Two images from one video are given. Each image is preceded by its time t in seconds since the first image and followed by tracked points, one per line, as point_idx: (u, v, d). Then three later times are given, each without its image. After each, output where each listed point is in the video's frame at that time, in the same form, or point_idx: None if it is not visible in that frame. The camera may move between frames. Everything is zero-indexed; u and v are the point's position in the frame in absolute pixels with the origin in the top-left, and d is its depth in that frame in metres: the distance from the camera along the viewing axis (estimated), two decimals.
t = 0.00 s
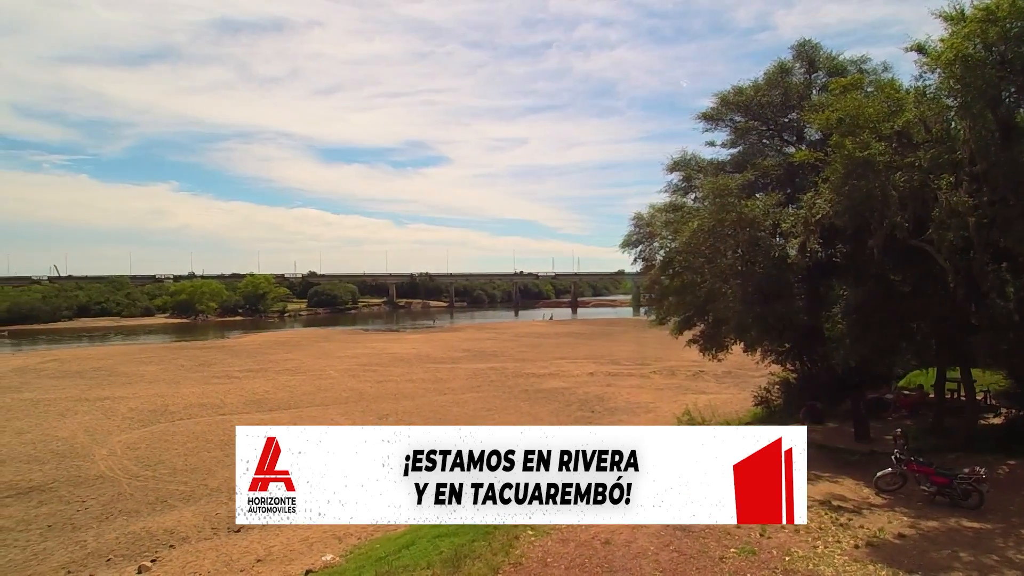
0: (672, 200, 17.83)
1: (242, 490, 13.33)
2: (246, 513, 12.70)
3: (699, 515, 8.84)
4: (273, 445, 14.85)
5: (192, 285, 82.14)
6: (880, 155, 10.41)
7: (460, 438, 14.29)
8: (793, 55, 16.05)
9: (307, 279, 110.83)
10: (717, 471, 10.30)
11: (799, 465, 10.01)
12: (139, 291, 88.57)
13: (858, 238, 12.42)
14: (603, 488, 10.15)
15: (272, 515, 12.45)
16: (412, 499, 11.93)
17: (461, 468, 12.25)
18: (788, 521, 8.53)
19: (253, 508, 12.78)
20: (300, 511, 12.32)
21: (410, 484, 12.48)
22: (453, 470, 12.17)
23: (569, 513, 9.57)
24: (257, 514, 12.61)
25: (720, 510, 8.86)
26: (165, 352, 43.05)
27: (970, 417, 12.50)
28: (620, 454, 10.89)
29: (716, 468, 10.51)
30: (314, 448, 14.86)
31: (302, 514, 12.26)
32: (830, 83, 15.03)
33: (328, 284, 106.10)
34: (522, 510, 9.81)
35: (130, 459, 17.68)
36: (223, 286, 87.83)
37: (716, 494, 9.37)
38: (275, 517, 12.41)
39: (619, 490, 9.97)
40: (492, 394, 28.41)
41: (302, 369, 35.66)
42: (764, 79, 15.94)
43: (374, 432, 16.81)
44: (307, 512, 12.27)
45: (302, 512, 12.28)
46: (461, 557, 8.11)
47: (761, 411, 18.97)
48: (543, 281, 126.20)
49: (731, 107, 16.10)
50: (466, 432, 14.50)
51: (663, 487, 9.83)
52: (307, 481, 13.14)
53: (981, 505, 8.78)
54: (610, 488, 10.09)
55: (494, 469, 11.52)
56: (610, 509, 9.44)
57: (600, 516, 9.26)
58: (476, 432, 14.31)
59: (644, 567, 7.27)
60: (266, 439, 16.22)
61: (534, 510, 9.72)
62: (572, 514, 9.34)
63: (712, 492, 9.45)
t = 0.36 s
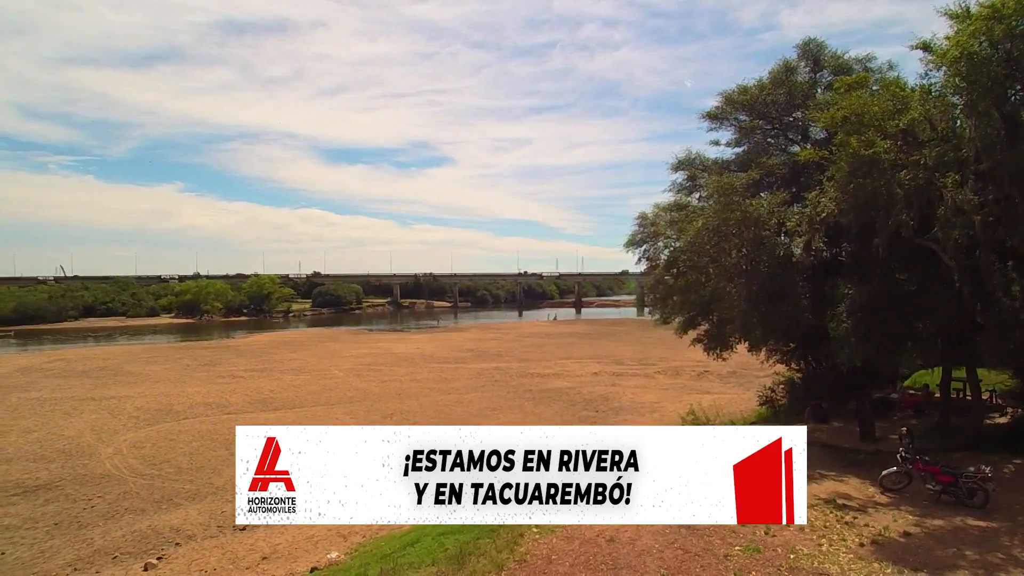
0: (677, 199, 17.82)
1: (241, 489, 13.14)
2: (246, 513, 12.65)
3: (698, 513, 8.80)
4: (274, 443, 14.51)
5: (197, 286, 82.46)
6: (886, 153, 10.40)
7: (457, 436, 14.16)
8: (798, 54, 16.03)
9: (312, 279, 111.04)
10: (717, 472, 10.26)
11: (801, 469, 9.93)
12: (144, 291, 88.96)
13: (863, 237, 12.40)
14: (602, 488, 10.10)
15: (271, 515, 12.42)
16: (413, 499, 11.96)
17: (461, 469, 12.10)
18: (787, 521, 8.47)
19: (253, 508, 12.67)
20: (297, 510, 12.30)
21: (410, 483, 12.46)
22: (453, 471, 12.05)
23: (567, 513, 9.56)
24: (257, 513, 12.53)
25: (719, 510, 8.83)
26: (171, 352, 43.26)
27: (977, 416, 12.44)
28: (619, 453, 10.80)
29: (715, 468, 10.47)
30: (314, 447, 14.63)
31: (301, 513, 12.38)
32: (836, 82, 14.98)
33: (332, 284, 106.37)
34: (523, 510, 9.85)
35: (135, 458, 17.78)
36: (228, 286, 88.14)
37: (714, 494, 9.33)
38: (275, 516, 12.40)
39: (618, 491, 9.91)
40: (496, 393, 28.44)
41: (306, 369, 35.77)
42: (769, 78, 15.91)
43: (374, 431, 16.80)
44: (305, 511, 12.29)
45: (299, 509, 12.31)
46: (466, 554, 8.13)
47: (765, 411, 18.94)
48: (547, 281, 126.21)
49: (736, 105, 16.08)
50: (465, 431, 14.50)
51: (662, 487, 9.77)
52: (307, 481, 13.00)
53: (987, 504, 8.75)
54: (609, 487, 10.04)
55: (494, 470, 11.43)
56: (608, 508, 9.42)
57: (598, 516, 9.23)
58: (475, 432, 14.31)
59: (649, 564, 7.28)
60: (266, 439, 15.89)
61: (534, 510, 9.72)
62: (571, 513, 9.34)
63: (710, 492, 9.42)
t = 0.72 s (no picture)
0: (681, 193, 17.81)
1: (240, 490, 13.23)
2: (246, 513, 12.47)
3: (697, 513, 8.58)
4: (275, 443, 14.71)
5: (202, 281, 82.70)
6: (891, 146, 10.37)
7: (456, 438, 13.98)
8: (804, 47, 15.95)
9: (316, 275, 111.22)
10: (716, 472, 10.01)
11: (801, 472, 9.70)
12: (149, 286, 89.31)
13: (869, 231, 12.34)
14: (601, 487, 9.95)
15: (272, 515, 12.21)
16: (412, 499, 11.65)
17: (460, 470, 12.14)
18: (787, 521, 8.21)
19: (253, 508, 12.54)
20: (297, 510, 12.07)
21: (409, 484, 12.22)
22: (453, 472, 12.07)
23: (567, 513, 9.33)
24: (257, 513, 12.37)
25: (720, 509, 8.58)
26: (177, 346, 43.49)
27: (982, 411, 12.42)
28: (618, 454, 10.77)
29: (715, 468, 10.25)
30: (313, 447, 14.59)
31: (300, 513, 12.11)
32: (841, 75, 14.91)
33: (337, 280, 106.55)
34: (523, 510, 9.62)
35: (142, 451, 17.93)
36: (233, 282, 88.39)
37: (715, 493, 9.10)
38: (275, 516, 12.18)
39: (618, 490, 9.76)
40: (500, 388, 28.51)
41: (311, 363, 35.92)
42: (774, 71, 15.84)
43: (374, 431, 16.66)
44: (305, 511, 12.02)
45: (299, 510, 12.06)
46: (470, 545, 8.18)
47: (769, 405, 18.95)
48: (552, 276, 126.16)
49: (741, 99, 16.05)
50: (465, 433, 14.45)
51: (660, 486, 9.62)
52: (307, 481, 12.93)
53: (991, 497, 8.77)
54: (609, 487, 9.89)
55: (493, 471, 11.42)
56: (608, 506, 9.22)
57: (599, 516, 8.95)
58: (474, 434, 14.19)
59: (653, 556, 7.31)
60: (266, 439, 16.09)
61: (534, 510, 9.48)
62: (571, 512, 9.12)
63: (710, 490, 9.23)
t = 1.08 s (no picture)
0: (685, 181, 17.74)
1: (242, 489, 12.44)
2: (246, 513, 11.64)
3: (697, 515, 8.07)
4: (275, 443, 13.88)
5: (205, 269, 82.97)
6: (896, 132, 10.28)
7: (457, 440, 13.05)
8: (810, 32, 15.78)
9: (319, 263, 111.36)
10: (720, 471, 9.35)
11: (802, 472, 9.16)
12: (153, 275, 89.62)
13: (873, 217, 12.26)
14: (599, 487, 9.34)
15: (272, 515, 11.47)
16: (413, 499, 10.74)
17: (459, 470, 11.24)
18: (787, 521, 7.71)
19: (253, 508, 11.72)
20: (299, 511, 11.38)
21: (410, 483, 11.36)
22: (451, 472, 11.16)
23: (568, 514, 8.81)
24: (257, 513, 11.58)
25: (722, 510, 8.07)
26: (182, 334, 43.77)
27: (985, 398, 12.45)
28: (616, 452, 10.08)
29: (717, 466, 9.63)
30: (314, 447, 13.79)
31: (301, 513, 11.39)
32: (847, 61, 14.78)
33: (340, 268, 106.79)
34: (526, 510, 9.02)
35: (149, 437, 18.14)
36: (236, 270, 88.65)
37: (717, 493, 8.52)
38: (275, 516, 11.44)
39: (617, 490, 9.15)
40: (503, 375, 28.67)
41: (316, 351, 36.16)
42: (780, 57, 15.70)
43: (373, 431, 15.79)
44: (306, 512, 11.34)
45: (300, 511, 11.37)
46: (474, 528, 8.27)
47: (773, 392, 19.00)
48: (555, 265, 126.22)
49: (746, 85, 15.93)
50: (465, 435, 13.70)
51: (660, 487, 9.00)
52: (307, 481, 12.19)
53: (992, 483, 8.81)
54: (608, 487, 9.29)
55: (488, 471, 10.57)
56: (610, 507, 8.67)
57: (600, 517, 8.42)
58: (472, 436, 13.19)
59: (655, 539, 7.39)
60: (266, 439, 15.22)
61: (537, 510, 8.93)
62: (571, 514, 8.63)
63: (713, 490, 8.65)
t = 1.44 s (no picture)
0: (690, 160, 17.60)
1: (243, 487, 10.41)
2: (246, 512, 9.82)
3: (699, 516, 7.29)
4: (278, 438, 11.39)
5: (209, 250, 83.11)
6: (903, 110, 10.14)
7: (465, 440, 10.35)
8: (818, 8, 15.47)
9: (323, 244, 111.37)
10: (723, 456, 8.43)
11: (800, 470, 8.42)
12: (157, 256, 89.83)
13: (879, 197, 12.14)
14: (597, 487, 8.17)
15: (272, 515, 9.60)
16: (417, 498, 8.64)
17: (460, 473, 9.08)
18: (786, 521, 7.06)
19: (253, 507, 9.85)
20: (297, 511, 9.49)
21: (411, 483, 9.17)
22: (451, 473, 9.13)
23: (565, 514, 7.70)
24: (258, 512, 9.74)
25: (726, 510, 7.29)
26: (187, 315, 44.07)
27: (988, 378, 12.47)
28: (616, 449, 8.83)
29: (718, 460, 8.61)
30: (319, 448, 11.26)
31: (301, 511, 9.51)
32: (856, 38, 14.53)
33: (343, 249, 106.86)
34: (525, 509, 7.78)
35: (156, 416, 18.36)
36: (240, 251, 88.72)
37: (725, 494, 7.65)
38: (276, 515, 9.59)
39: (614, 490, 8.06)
40: (506, 356, 28.80)
41: (320, 331, 36.37)
42: (787, 33, 15.42)
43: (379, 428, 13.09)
44: (305, 512, 9.43)
45: (300, 509, 9.51)
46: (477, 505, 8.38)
47: (776, 372, 19.02)
48: (558, 246, 126.08)
49: (752, 63, 15.73)
50: (472, 432, 11.03)
51: (661, 487, 7.91)
52: (310, 479, 10.05)
53: (993, 462, 8.86)
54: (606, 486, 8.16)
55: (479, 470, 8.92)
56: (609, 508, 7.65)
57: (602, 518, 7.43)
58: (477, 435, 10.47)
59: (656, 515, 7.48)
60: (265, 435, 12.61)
61: (537, 508, 7.72)
62: (569, 513, 7.55)
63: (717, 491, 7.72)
